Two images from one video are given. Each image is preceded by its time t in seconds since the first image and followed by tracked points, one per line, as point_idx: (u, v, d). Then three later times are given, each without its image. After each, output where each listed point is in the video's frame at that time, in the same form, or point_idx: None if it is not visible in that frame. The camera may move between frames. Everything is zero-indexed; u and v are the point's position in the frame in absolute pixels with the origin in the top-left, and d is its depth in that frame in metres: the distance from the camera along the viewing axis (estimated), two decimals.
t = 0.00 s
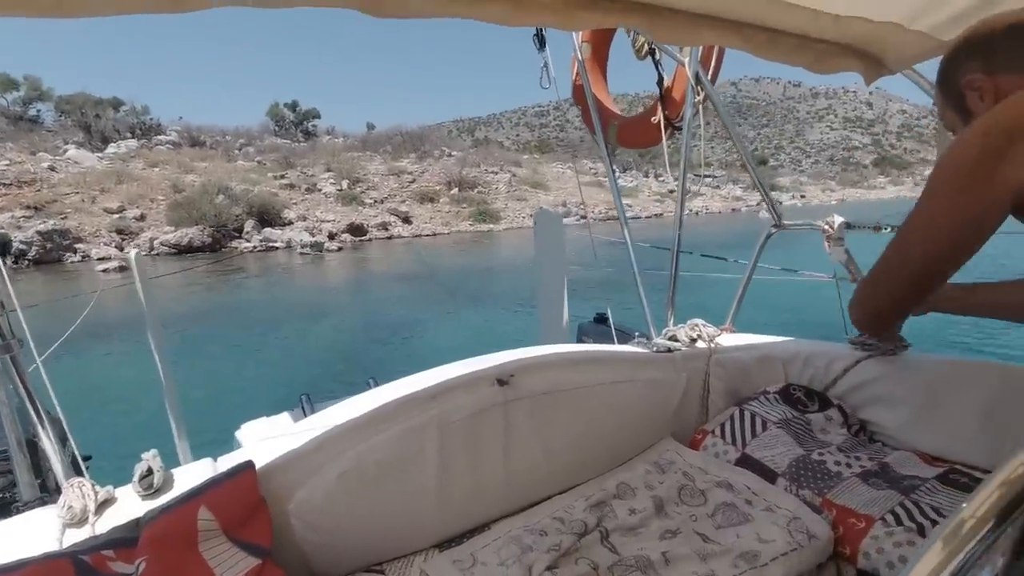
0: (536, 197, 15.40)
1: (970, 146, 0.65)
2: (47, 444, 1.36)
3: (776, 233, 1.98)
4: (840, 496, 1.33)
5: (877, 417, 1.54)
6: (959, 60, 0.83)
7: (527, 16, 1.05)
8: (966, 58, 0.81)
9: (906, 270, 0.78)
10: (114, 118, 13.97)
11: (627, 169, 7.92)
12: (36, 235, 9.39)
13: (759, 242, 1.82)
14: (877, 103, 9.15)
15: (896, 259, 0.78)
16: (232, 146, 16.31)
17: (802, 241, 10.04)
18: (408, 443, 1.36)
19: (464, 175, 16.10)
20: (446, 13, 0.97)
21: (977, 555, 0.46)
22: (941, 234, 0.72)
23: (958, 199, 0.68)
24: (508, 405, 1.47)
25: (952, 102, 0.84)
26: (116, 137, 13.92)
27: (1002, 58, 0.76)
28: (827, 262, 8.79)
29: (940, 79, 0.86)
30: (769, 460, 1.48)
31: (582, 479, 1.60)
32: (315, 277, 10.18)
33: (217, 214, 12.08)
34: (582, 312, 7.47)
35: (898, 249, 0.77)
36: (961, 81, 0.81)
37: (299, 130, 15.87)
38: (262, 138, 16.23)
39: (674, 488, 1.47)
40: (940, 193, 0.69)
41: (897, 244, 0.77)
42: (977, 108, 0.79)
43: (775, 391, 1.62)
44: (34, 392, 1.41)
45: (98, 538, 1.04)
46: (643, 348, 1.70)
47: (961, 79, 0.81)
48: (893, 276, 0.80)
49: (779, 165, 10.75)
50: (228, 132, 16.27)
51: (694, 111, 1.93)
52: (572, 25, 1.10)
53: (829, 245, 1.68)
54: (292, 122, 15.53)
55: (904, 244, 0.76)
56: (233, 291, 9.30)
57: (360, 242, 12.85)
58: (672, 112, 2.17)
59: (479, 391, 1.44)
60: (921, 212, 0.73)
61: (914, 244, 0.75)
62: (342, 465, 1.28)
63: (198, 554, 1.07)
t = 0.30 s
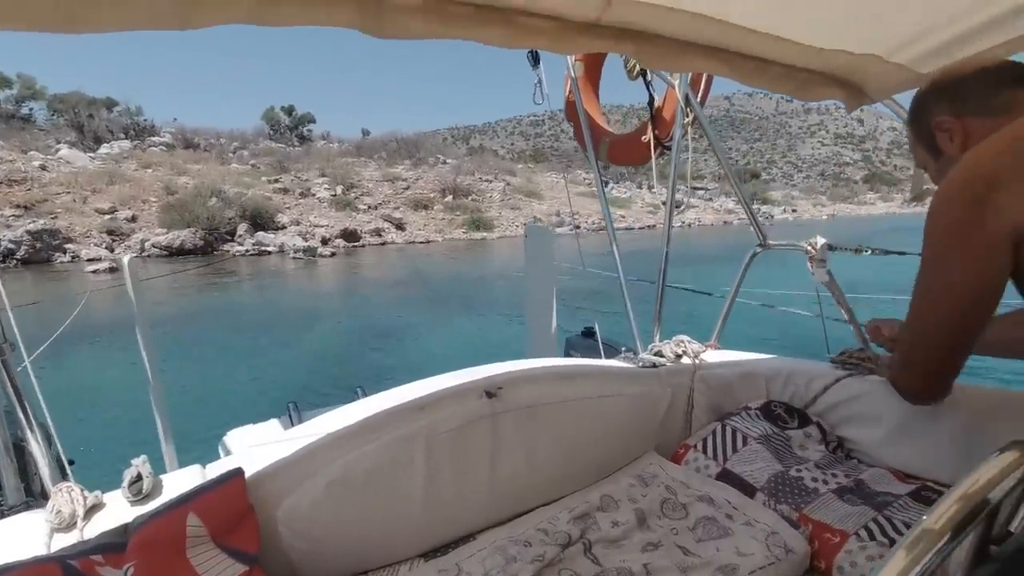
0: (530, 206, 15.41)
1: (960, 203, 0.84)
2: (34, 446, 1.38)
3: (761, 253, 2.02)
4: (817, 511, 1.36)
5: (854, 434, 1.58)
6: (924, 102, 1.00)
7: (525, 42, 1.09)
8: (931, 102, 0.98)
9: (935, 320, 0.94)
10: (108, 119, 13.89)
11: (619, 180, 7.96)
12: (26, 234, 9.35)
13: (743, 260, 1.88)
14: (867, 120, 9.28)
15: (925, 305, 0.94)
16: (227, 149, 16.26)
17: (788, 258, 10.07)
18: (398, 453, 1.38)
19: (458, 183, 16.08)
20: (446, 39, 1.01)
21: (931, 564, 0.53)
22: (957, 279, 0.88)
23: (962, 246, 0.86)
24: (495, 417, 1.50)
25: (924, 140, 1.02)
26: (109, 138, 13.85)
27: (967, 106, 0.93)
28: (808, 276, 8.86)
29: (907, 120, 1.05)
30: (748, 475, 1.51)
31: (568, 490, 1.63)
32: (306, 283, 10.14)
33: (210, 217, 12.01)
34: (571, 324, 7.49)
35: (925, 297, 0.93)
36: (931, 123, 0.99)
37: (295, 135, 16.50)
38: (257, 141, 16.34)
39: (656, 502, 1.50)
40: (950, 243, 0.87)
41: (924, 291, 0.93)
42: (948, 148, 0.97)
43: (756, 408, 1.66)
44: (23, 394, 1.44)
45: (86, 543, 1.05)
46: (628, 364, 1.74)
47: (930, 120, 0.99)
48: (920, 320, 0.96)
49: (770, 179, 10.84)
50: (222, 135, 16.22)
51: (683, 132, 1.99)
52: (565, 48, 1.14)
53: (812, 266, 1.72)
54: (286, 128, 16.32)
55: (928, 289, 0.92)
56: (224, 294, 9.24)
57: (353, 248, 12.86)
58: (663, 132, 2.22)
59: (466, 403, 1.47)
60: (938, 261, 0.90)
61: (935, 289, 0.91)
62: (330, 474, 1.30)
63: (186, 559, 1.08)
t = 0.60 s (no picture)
0: (532, 215, 15.44)
1: (914, 221, 0.88)
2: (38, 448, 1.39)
3: (762, 267, 2.04)
4: (816, 526, 1.36)
5: (852, 449, 1.59)
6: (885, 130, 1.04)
7: (529, 55, 1.11)
8: (888, 131, 1.03)
9: (903, 332, 0.99)
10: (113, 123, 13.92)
11: (624, 191, 7.95)
12: (29, 237, 9.33)
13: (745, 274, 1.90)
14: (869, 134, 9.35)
15: (894, 319, 0.98)
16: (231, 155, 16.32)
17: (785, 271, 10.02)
18: (397, 462, 1.39)
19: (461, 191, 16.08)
20: (452, 54, 1.03)
21: None
22: (920, 291, 0.93)
23: (921, 261, 0.90)
24: (496, 427, 1.51)
25: (885, 166, 1.05)
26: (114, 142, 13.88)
27: (921, 133, 0.98)
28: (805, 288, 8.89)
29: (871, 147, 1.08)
30: (748, 488, 1.51)
31: (566, 501, 1.63)
32: (309, 289, 10.15)
33: (214, 222, 12.04)
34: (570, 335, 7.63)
35: (893, 312, 0.98)
36: (890, 151, 1.02)
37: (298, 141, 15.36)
38: (261, 147, 15.23)
39: (656, 514, 1.51)
40: (909, 259, 0.91)
41: (891, 307, 0.98)
42: (908, 172, 1.01)
43: (756, 422, 1.66)
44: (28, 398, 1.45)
45: (86, 548, 1.05)
46: (630, 376, 1.75)
47: (890, 147, 1.02)
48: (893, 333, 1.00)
49: (773, 192, 10.85)
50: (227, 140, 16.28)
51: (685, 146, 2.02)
52: (569, 65, 1.16)
53: (811, 281, 1.73)
54: (290, 133, 15.27)
55: (895, 304, 0.97)
56: (226, 300, 9.22)
57: (355, 254, 13.17)
58: (665, 145, 2.25)
59: (467, 412, 1.48)
60: (901, 277, 0.94)
61: (902, 302, 0.96)
62: (332, 481, 1.31)
63: (186, 565, 1.09)
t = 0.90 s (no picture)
0: (539, 223, 15.42)
1: (866, 227, 0.91)
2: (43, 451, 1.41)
3: (764, 278, 2.04)
4: (818, 539, 1.35)
5: (855, 462, 1.58)
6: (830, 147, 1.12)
7: (534, 67, 1.11)
8: (835, 149, 1.09)
9: (874, 339, 1.00)
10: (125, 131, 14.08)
11: (631, 200, 7.93)
12: (41, 242, 9.43)
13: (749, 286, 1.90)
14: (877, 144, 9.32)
15: (866, 328, 1.00)
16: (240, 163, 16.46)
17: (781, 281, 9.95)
18: (397, 471, 1.39)
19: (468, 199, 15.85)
20: (457, 66, 1.04)
21: None
22: (881, 297, 0.95)
23: (878, 266, 0.93)
24: (497, 437, 1.51)
25: (836, 182, 1.12)
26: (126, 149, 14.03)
27: (861, 149, 1.05)
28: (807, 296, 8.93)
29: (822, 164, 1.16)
30: (750, 500, 1.50)
31: (567, 512, 1.63)
32: (316, 295, 10.21)
33: (223, 229, 12.11)
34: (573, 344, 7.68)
35: (863, 321, 0.99)
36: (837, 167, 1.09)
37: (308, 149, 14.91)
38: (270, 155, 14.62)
39: (657, 525, 1.50)
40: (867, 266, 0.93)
41: (860, 317, 0.99)
42: (854, 186, 1.07)
43: (758, 433, 1.65)
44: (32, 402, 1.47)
45: (89, 553, 1.06)
46: (632, 387, 1.75)
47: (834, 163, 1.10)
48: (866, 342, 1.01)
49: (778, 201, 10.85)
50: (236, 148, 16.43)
51: (689, 157, 2.04)
52: (575, 77, 1.17)
53: (814, 292, 1.74)
54: (299, 140, 14.54)
55: (863, 311, 0.98)
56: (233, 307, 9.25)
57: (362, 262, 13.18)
58: (669, 156, 2.27)
59: (470, 421, 1.49)
60: (862, 284, 0.96)
61: (872, 310, 0.97)
62: (335, 488, 1.32)
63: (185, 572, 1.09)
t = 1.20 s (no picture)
0: (545, 231, 15.38)
1: (840, 237, 1.02)
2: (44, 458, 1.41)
3: (765, 286, 2.04)
4: (818, 549, 1.35)
5: (855, 471, 1.57)
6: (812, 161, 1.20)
7: (533, 78, 1.12)
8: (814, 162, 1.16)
9: (850, 344, 1.08)
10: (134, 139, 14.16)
11: (637, 207, 7.87)
12: (51, 249, 9.49)
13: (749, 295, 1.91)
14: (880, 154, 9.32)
15: (840, 335, 1.09)
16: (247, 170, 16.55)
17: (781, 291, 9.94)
18: (396, 479, 1.39)
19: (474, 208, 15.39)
20: (456, 77, 1.05)
21: None
22: (857, 306, 1.04)
23: (852, 274, 1.02)
24: (496, 445, 1.51)
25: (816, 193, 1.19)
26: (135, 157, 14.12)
27: (841, 161, 1.11)
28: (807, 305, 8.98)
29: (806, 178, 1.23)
30: (750, 509, 1.50)
31: (567, 520, 1.63)
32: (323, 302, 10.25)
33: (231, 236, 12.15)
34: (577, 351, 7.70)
35: (838, 328, 1.08)
36: (817, 178, 1.16)
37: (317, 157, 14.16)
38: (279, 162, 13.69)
39: (656, 534, 1.50)
40: (843, 274, 1.03)
41: (835, 324, 1.09)
42: (833, 196, 1.14)
43: (758, 441, 1.65)
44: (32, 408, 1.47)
45: (88, 559, 1.06)
46: (633, 395, 1.75)
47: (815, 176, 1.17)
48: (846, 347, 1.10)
49: (785, 210, 10.81)
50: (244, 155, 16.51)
51: (690, 166, 2.05)
52: (574, 86, 1.18)
53: (815, 300, 1.74)
54: (308, 150, 13.85)
55: (841, 317, 1.07)
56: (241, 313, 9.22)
57: (368, 269, 14.11)
58: (669, 165, 2.28)
59: (469, 429, 1.49)
60: (839, 293, 1.06)
61: (849, 317, 1.06)
62: (334, 495, 1.32)
63: None
